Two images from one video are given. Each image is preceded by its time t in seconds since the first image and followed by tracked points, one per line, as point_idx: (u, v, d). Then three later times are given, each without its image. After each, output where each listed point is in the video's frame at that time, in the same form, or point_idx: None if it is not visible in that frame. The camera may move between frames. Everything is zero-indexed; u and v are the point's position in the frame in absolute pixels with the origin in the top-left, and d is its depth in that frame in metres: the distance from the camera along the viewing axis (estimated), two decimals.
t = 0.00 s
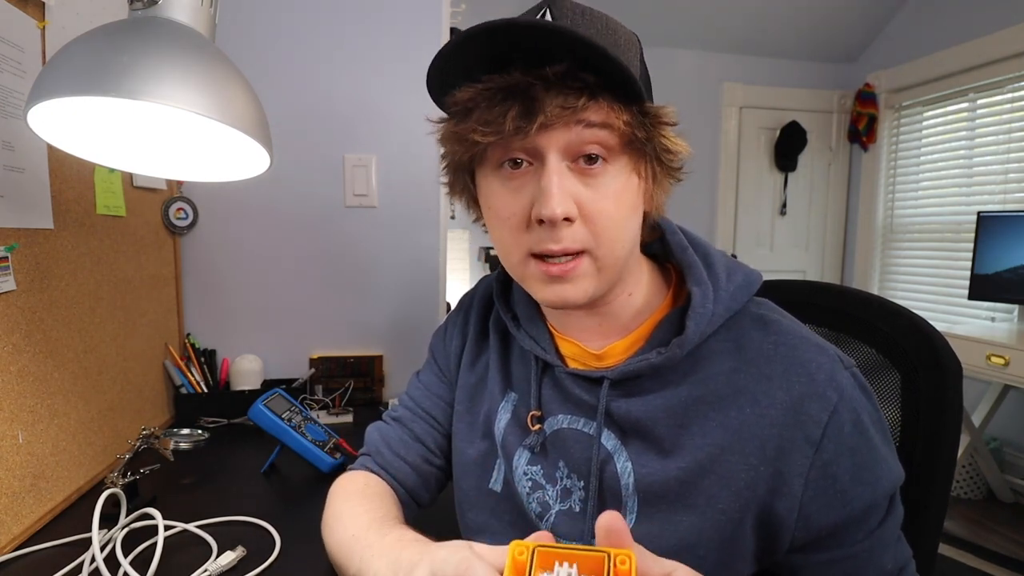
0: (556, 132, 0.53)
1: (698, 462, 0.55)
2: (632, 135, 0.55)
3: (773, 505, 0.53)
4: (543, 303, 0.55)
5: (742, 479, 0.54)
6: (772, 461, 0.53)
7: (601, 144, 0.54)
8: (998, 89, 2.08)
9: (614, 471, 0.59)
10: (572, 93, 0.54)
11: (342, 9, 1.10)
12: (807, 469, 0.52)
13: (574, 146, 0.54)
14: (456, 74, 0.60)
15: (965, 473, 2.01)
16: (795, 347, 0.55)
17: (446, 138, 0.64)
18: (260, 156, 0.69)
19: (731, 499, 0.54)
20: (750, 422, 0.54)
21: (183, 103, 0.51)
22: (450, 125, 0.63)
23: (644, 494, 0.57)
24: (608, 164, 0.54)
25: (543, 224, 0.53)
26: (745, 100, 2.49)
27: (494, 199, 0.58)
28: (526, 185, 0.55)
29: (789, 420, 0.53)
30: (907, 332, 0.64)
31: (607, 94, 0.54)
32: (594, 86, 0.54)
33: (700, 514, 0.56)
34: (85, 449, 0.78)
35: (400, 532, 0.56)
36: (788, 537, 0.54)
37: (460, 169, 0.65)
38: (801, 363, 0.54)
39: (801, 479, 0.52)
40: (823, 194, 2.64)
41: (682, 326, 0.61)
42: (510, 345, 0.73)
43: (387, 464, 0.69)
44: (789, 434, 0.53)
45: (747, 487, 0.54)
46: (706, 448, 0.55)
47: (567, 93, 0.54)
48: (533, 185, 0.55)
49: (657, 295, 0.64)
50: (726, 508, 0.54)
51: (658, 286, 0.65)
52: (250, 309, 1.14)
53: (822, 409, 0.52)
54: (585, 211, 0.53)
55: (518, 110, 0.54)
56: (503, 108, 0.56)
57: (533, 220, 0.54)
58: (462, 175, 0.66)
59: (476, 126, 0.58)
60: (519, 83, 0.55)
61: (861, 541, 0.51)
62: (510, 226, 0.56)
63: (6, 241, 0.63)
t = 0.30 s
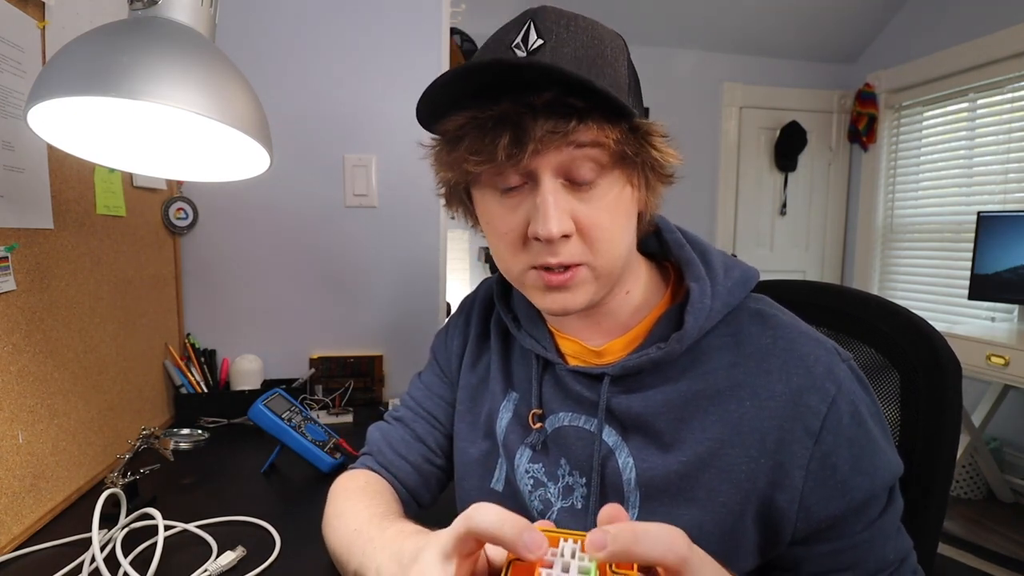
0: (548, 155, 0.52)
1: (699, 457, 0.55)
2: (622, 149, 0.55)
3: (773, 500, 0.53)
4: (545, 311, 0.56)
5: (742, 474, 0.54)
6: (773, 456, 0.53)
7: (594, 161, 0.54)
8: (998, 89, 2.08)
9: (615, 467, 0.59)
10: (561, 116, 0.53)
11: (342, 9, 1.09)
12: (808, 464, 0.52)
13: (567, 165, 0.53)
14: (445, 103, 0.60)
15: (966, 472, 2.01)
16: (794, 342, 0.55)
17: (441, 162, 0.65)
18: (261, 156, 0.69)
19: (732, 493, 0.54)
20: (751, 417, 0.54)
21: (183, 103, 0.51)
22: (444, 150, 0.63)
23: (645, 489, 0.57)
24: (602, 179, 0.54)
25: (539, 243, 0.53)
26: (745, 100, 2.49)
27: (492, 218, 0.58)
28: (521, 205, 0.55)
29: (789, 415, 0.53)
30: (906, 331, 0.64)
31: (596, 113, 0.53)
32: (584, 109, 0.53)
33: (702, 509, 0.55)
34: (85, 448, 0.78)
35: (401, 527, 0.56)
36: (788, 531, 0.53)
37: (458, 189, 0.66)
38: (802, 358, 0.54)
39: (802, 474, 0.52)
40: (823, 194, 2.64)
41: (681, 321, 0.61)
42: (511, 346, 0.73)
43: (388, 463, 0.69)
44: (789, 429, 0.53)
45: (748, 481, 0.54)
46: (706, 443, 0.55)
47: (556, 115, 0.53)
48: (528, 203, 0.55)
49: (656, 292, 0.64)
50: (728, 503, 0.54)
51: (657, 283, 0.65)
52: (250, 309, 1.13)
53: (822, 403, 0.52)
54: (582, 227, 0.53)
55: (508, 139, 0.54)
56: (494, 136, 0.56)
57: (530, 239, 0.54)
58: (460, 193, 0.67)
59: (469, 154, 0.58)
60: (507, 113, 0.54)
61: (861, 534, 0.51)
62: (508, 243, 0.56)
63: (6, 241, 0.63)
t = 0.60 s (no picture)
0: (547, 156, 0.52)
1: (698, 458, 0.55)
2: (621, 149, 0.55)
3: (772, 501, 0.53)
4: (545, 311, 0.56)
5: (741, 475, 0.54)
6: (772, 457, 0.53)
7: (593, 162, 0.54)
8: (998, 89, 2.08)
9: (615, 468, 0.59)
10: (559, 117, 0.53)
11: (342, 9, 1.10)
12: (807, 465, 0.52)
13: (566, 166, 0.53)
14: (442, 104, 0.60)
15: (965, 473, 2.01)
16: (792, 344, 0.56)
17: (439, 162, 0.65)
18: (260, 156, 0.69)
19: (731, 495, 0.54)
20: (750, 418, 0.54)
21: (183, 103, 0.51)
22: (442, 151, 0.63)
23: (644, 491, 0.57)
24: (601, 180, 0.54)
25: (538, 245, 0.53)
26: (745, 100, 2.49)
27: (491, 219, 0.58)
28: (520, 207, 0.55)
29: (788, 416, 0.53)
30: (906, 332, 0.63)
31: (594, 114, 0.53)
32: (583, 110, 0.53)
33: (701, 511, 0.55)
34: (85, 449, 0.78)
35: (402, 529, 0.56)
36: (787, 534, 0.53)
37: (456, 190, 0.66)
38: (801, 359, 0.54)
39: (801, 476, 0.52)
40: (823, 194, 2.64)
41: (680, 323, 0.61)
42: (510, 346, 0.73)
43: (387, 464, 0.69)
44: (788, 430, 0.53)
45: (747, 483, 0.54)
46: (705, 444, 0.55)
47: (554, 117, 0.53)
48: (527, 205, 0.54)
49: (656, 294, 0.64)
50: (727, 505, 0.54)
51: (658, 285, 0.65)
52: (250, 309, 1.13)
53: (821, 404, 0.52)
54: (581, 227, 0.52)
55: (506, 139, 0.54)
56: (492, 137, 0.56)
57: (529, 240, 0.54)
58: (459, 195, 0.67)
59: (467, 156, 0.58)
60: (505, 114, 0.54)
61: (860, 536, 0.51)
62: (507, 244, 0.56)
63: (6, 241, 0.63)
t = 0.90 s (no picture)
0: (544, 141, 0.53)
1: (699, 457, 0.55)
2: (620, 137, 0.55)
3: (773, 501, 0.53)
4: (542, 299, 0.56)
5: (742, 474, 0.54)
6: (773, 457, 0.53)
7: (591, 149, 0.54)
8: (998, 88, 2.08)
9: (613, 466, 0.59)
10: (556, 103, 0.53)
11: (343, 9, 1.10)
12: (808, 464, 0.52)
13: (563, 153, 0.53)
14: (442, 87, 0.61)
15: (965, 473, 2.01)
16: (793, 342, 0.56)
17: (439, 148, 0.65)
18: (260, 156, 0.69)
19: (732, 494, 0.54)
20: (751, 416, 0.54)
21: (182, 103, 0.51)
22: (442, 136, 0.64)
23: (645, 490, 0.57)
24: (599, 168, 0.54)
25: (534, 231, 0.53)
26: (745, 100, 2.49)
27: (488, 204, 0.58)
28: (517, 193, 0.55)
29: (788, 415, 0.53)
30: (906, 331, 0.63)
31: (592, 100, 0.54)
32: (579, 94, 0.53)
33: (702, 511, 0.55)
34: (85, 449, 0.78)
35: (396, 525, 0.56)
36: (789, 534, 0.53)
37: (455, 177, 0.66)
38: (802, 358, 0.54)
39: (802, 475, 0.52)
40: (823, 194, 2.64)
41: (681, 318, 0.61)
42: (510, 344, 0.73)
43: (386, 462, 0.69)
44: (790, 428, 0.52)
45: (748, 482, 0.54)
46: (705, 443, 0.55)
47: (552, 102, 0.53)
48: (524, 191, 0.55)
49: (657, 290, 0.64)
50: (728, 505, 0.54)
51: (659, 280, 0.65)
52: (250, 308, 1.13)
53: (822, 403, 0.52)
54: (578, 213, 0.52)
55: (503, 123, 0.54)
56: (490, 121, 0.56)
57: (526, 226, 0.54)
58: (458, 182, 0.67)
59: (464, 139, 0.59)
60: (504, 96, 0.55)
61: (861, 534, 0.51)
62: (503, 230, 0.56)
63: (6, 241, 0.63)
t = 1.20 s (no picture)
0: (538, 146, 0.53)
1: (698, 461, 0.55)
2: (617, 140, 0.54)
3: (772, 505, 0.53)
4: (539, 304, 0.56)
5: (740, 478, 0.54)
6: (772, 461, 0.53)
7: (586, 154, 0.54)
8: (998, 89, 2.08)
9: (611, 469, 0.59)
10: (550, 107, 0.53)
11: (343, 9, 1.09)
12: (807, 469, 0.51)
13: (559, 157, 0.53)
14: (436, 93, 0.61)
15: (965, 473, 2.01)
16: (793, 345, 0.56)
17: (434, 153, 0.65)
18: (260, 156, 0.69)
19: (730, 497, 0.54)
20: (749, 420, 0.54)
21: (182, 103, 0.51)
22: (436, 141, 0.64)
23: (643, 493, 0.57)
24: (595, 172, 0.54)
25: (531, 236, 0.53)
26: (745, 100, 2.49)
27: (484, 210, 0.58)
28: (513, 198, 0.55)
29: (787, 419, 0.53)
30: (906, 331, 0.63)
31: (587, 103, 0.54)
32: (573, 98, 0.53)
33: (701, 515, 0.55)
34: (85, 448, 0.78)
35: (391, 528, 0.56)
36: (787, 539, 0.53)
37: (451, 182, 0.66)
38: (801, 362, 0.54)
39: (801, 480, 0.51)
40: (823, 194, 2.64)
41: (680, 321, 0.61)
42: (509, 344, 0.73)
43: (384, 463, 0.69)
44: (789, 433, 0.52)
45: (747, 485, 0.54)
46: (704, 446, 0.55)
47: (546, 106, 0.53)
48: (520, 196, 0.55)
49: (656, 292, 0.64)
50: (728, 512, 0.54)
51: (658, 283, 0.65)
52: (249, 309, 1.13)
53: (823, 408, 0.52)
54: (574, 218, 0.53)
55: (497, 128, 0.54)
56: (484, 127, 0.56)
57: (522, 232, 0.54)
58: (454, 187, 0.67)
59: (458, 144, 0.59)
60: (498, 102, 0.55)
61: (861, 538, 0.50)
62: (499, 235, 0.57)
63: (6, 241, 0.63)
